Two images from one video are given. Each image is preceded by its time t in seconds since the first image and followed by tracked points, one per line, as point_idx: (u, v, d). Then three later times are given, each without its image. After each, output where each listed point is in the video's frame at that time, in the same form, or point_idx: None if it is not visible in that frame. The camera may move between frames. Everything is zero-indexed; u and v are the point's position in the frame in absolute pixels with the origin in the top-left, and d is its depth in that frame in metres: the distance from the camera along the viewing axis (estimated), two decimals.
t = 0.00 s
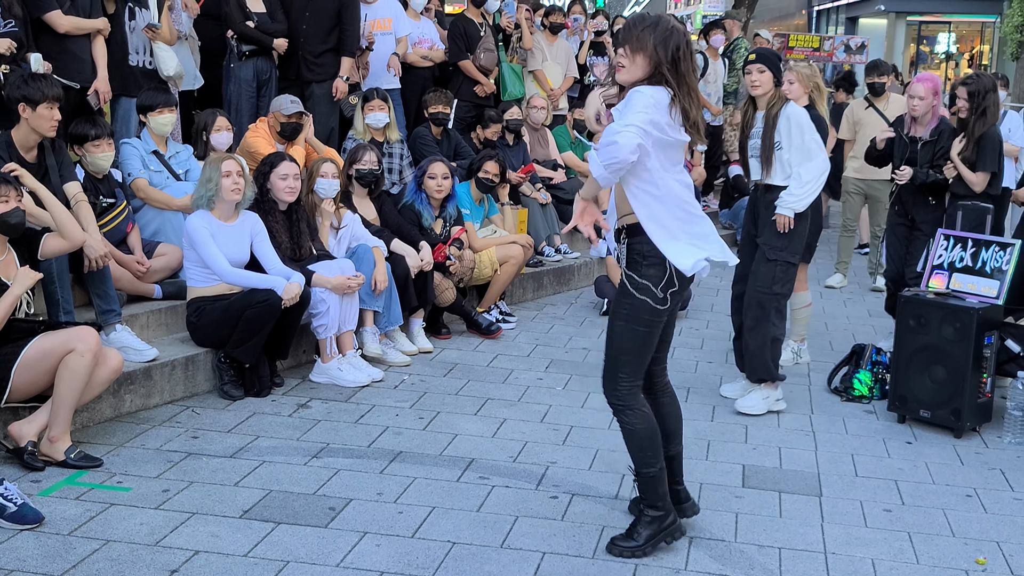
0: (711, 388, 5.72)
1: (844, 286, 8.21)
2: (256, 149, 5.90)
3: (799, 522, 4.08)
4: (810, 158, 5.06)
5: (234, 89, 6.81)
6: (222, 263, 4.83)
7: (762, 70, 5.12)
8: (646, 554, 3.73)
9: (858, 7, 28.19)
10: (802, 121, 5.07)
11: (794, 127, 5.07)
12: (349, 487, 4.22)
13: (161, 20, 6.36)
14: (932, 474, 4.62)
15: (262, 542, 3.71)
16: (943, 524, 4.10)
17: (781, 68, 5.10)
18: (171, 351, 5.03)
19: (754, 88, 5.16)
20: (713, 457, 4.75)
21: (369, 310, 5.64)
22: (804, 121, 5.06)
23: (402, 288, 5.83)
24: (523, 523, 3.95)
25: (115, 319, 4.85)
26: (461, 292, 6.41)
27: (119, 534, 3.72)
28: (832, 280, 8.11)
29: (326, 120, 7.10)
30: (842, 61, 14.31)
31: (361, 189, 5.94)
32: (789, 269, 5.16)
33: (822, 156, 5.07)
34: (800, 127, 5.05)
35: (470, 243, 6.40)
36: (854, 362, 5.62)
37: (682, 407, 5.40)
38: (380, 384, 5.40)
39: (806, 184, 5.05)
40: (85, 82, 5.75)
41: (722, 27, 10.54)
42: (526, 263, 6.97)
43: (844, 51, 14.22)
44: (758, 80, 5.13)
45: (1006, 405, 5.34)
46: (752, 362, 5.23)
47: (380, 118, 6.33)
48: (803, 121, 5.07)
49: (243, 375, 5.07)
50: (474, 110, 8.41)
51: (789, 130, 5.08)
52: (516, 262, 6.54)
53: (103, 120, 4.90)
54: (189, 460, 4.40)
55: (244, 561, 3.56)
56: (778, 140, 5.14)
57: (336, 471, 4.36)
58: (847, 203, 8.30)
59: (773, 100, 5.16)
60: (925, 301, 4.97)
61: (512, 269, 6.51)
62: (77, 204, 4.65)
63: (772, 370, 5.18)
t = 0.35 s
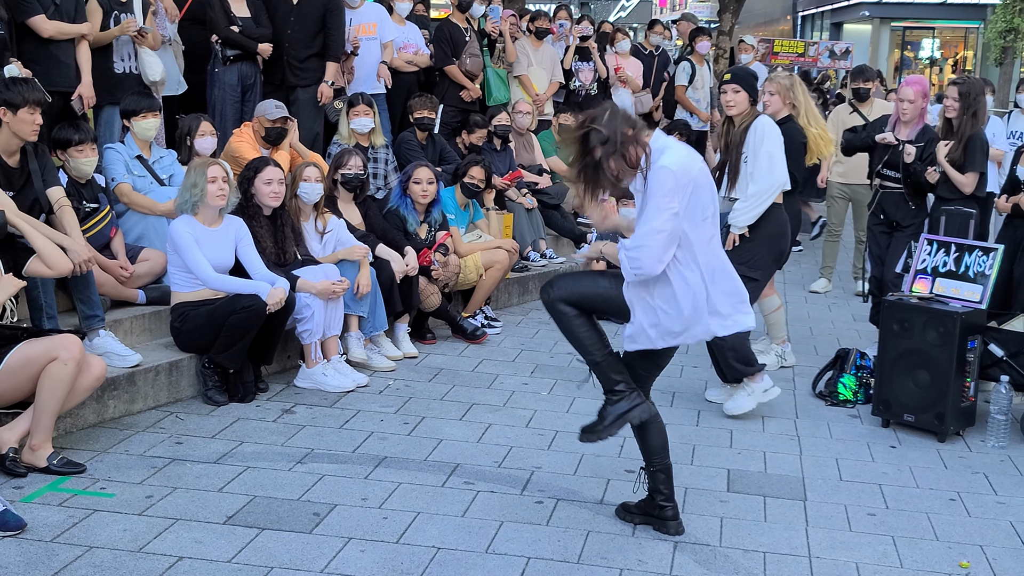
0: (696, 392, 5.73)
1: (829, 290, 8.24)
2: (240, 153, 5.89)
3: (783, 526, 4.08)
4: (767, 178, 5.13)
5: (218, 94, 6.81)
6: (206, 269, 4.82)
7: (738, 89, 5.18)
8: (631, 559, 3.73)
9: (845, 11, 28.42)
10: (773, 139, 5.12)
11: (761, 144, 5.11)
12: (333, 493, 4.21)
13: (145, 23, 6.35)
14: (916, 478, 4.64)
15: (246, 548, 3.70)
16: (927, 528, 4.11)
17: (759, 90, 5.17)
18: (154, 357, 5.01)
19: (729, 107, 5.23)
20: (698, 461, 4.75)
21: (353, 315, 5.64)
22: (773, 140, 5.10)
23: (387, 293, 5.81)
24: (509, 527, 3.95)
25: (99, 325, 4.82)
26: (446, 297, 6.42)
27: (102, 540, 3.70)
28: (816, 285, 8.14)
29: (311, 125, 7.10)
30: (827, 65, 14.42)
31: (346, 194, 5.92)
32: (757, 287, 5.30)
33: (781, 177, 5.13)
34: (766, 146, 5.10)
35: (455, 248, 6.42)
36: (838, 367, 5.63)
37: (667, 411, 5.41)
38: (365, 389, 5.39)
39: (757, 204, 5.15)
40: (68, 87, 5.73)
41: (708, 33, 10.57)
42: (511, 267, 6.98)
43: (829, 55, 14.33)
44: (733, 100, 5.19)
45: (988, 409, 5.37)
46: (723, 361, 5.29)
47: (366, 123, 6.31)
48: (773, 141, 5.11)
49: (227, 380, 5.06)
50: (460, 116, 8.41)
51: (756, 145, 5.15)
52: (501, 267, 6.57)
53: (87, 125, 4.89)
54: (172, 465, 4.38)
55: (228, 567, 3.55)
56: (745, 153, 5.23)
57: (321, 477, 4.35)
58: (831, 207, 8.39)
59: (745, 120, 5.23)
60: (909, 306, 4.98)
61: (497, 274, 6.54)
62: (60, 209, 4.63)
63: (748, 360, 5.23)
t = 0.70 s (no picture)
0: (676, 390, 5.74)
1: (808, 288, 8.27)
2: (217, 151, 5.89)
3: (762, 524, 4.09)
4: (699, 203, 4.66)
5: (196, 91, 6.78)
6: (182, 267, 4.80)
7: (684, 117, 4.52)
8: (609, 557, 3.73)
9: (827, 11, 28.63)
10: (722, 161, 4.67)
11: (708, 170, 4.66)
12: (311, 492, 4.19)
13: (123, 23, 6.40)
14: (893, 475, 4.65)
15: (223, 547, 3.68)
16: (904, 525, 4.12)
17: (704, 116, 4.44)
18: (131, 356, 4.98)
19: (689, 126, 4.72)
20: (677, 459, 4.75)
21: (331, 313, 5.62)
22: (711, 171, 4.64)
23: (366, 291, 5.80)
24: (487, 526, 3.94)
25: (74, 324, 4.79)
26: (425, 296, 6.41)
27: (78, 541, 3.68)
28: (796, 283, 8.17)
29: (288, 123, 7.07)
30: (806, 63, 14.50)
31: (325, 192, 5.93)
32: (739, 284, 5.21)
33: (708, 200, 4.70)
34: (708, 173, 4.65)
35: (434, 246, 6.41)
36: (817, 365, 5.66)
37: (646, 409, 5.41)
38: (344, 388, 5.38)
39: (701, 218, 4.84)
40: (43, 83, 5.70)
41: (688, 32, 10.60)
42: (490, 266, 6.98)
43: (807, 54, 14.42)
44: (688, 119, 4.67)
45: (965, 406, 5.39)
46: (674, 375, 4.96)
47: (344, 122, 6.33)
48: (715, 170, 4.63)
49: (205, 379, 5.03)
50: (438, 113, 8.47)
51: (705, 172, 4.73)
52: (480, 266, 6.57)
53: (62, 123, 4.86)
54: (149, 465, 4.36)
55: (205, 567, 3.53)
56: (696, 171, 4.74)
57: (299, 475, 4.33)
58: (811, 206, 8.39)
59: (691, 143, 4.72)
60: (887, 303, 5.00)
61: (476, 272, 6.54)
62: (35, 208, 4.61)
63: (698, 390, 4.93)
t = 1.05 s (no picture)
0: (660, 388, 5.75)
1: (792, 286, 8.30)
2: (200, 148, 5.87)
3: (745, 521, 4.09)
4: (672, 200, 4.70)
5: (178, 88, 6.77)
6: (164, 265, 4.77)
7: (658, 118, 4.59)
8: (593, 554, 3.72)
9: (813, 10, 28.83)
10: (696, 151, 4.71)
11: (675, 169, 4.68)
12: (295, 490, 4.17)
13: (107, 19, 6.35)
14: (876, 472, 4.66)
15: (205, 546, 3.66)
16: (887, 522, 4.13)
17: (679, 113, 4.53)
18: (113, 354, 4.96)
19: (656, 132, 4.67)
20: (661, 457, 4.75)
21: (315, 311, 5.61)
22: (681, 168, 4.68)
23: (350, 289, 5.80)
24: (471, 524, 3.93)
25: (56, 321, 4.76)
26: (409, 294, 6.40)
27: (59, 540, 3.65)
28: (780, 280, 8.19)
29: (272, 120, 7.06)
30: (790, 61, 14.60)
31: (309, 189, 5.92)
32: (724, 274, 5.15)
33: (679, 210, 4.70)
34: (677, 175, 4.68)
35: (419, 243, 6.42)
36: (800, 362, 5.68)
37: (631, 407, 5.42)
38: (327, 386, 5.37)
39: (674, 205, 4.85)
40: (24, 79, 5.67)
41: (672, 30, 10.62)
42: (474, 263, 6.97)
43: (791, 52, 14.51)
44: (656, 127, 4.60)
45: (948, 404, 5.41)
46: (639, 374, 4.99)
47: (329, 118, 6.31)
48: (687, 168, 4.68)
49: (188, 377, 5.02)
50: (422, 112, 8.46)
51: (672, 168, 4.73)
52: (464, 263, 6.56)
53: (43, 120, 4.83)
54: (131, 463, 4.33)
55: (187, 566, 3.51)
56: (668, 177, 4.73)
57: (282, 474, 4.32)
58: (794, 204, 8.44)
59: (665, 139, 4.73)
60: (870, 301, 5.01)
61: (460, 270, 6.53)
62: (15, 205, 4.58)
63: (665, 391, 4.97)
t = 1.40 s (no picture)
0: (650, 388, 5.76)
1: (782, 286, 8.32)
2: (190, 150, 5.87)
3: (735, 521, 4.09)
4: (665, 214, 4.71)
5: (168, 89, 6.74)
6: (155, 267, 4.76)
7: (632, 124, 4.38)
8: (584, 554, 3.72)
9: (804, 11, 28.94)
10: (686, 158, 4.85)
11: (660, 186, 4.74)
12: (285, 491, 4.16)
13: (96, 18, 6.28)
14: (866, 472, 4.67)
15: (195, 548, 3.65)
16: (877, 521, 4.13)
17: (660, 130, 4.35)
18: (103, 355, 4.95)
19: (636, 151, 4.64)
20: (651, 457, 4.76)
21: (305, 312, 5.60)
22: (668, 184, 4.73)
23: (340, 289, 5.80)
24: (461, 525, 3.93)
25: (45, 322, 4.74)
26: (400, 294, 6.40)
27: (48, 542, 3.64)
28: (770, 281, 8.21)
29: (262, 121, 7.06)
30: (780, 62, 14.66)
31: (299, 190, 5.92)
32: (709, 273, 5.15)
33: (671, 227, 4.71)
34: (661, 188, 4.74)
35: (409, 243, 6.41)
36: (790, 362, 5.69)
37: (621, 407, 5.43)
38: (318, 387, 5.37)
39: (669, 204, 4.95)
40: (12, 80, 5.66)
41: (662, 31, 10.66)
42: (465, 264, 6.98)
43: (781, 53, 14.58)
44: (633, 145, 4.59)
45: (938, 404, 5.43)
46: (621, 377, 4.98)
47: (320, 119, 6.32)
48: (672, 186, 4.74)
49: (177, 378, 5.01)
50: (412, 112, 8.46)
51: (657, 187, 4.81)
52: (454, 263, 6.56)
53: (32, 120, 4.81)
54: (121, 465, 4.32)
55: (178, 567, 3.50)
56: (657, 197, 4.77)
57: (272, 475, 4.31)
58: (784, 204, 8.47)
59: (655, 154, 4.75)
60: (859, 301, 5.02)
61: (451, 270, 6.54)
62: (5, 205, 4.61)
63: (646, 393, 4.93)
